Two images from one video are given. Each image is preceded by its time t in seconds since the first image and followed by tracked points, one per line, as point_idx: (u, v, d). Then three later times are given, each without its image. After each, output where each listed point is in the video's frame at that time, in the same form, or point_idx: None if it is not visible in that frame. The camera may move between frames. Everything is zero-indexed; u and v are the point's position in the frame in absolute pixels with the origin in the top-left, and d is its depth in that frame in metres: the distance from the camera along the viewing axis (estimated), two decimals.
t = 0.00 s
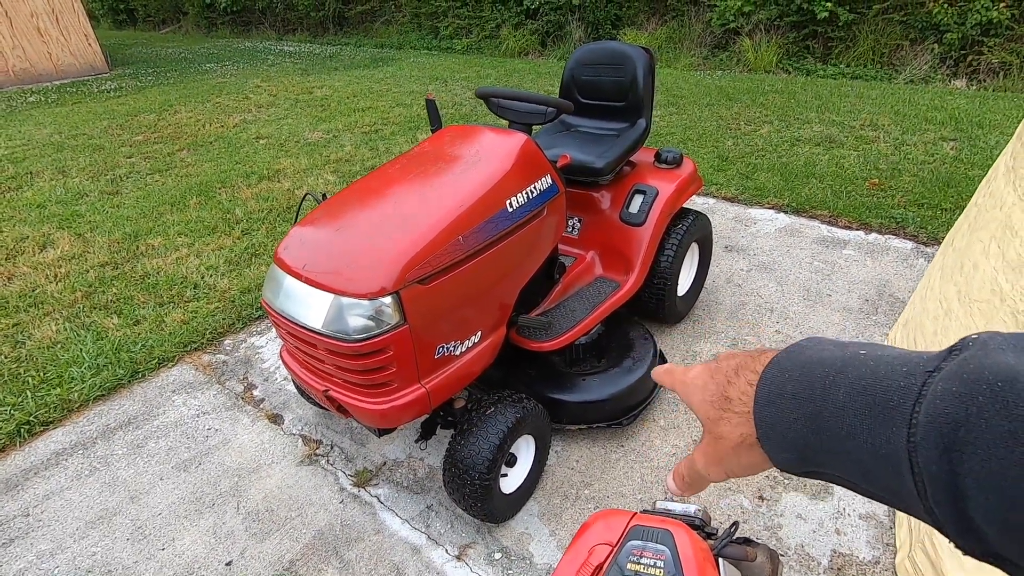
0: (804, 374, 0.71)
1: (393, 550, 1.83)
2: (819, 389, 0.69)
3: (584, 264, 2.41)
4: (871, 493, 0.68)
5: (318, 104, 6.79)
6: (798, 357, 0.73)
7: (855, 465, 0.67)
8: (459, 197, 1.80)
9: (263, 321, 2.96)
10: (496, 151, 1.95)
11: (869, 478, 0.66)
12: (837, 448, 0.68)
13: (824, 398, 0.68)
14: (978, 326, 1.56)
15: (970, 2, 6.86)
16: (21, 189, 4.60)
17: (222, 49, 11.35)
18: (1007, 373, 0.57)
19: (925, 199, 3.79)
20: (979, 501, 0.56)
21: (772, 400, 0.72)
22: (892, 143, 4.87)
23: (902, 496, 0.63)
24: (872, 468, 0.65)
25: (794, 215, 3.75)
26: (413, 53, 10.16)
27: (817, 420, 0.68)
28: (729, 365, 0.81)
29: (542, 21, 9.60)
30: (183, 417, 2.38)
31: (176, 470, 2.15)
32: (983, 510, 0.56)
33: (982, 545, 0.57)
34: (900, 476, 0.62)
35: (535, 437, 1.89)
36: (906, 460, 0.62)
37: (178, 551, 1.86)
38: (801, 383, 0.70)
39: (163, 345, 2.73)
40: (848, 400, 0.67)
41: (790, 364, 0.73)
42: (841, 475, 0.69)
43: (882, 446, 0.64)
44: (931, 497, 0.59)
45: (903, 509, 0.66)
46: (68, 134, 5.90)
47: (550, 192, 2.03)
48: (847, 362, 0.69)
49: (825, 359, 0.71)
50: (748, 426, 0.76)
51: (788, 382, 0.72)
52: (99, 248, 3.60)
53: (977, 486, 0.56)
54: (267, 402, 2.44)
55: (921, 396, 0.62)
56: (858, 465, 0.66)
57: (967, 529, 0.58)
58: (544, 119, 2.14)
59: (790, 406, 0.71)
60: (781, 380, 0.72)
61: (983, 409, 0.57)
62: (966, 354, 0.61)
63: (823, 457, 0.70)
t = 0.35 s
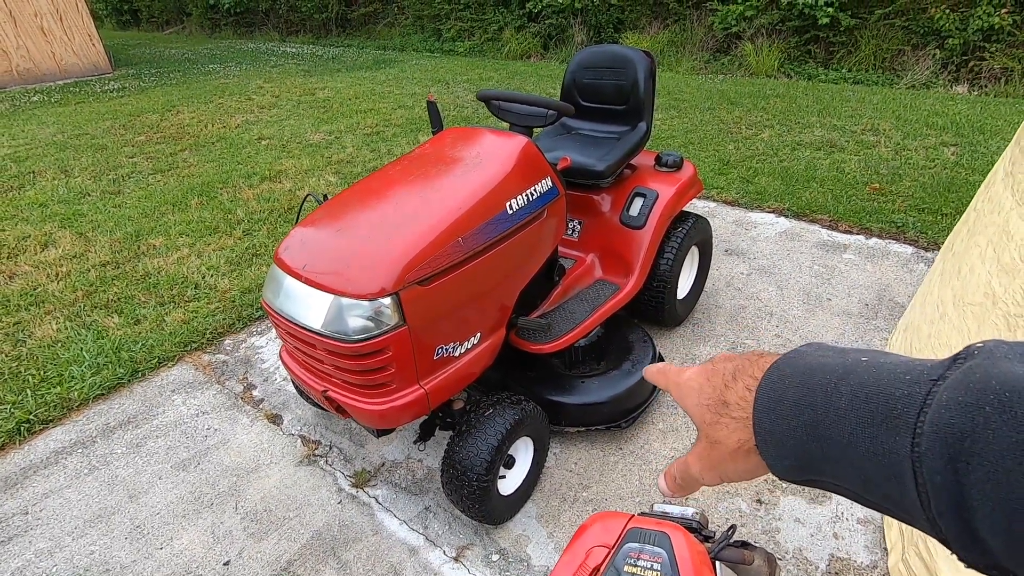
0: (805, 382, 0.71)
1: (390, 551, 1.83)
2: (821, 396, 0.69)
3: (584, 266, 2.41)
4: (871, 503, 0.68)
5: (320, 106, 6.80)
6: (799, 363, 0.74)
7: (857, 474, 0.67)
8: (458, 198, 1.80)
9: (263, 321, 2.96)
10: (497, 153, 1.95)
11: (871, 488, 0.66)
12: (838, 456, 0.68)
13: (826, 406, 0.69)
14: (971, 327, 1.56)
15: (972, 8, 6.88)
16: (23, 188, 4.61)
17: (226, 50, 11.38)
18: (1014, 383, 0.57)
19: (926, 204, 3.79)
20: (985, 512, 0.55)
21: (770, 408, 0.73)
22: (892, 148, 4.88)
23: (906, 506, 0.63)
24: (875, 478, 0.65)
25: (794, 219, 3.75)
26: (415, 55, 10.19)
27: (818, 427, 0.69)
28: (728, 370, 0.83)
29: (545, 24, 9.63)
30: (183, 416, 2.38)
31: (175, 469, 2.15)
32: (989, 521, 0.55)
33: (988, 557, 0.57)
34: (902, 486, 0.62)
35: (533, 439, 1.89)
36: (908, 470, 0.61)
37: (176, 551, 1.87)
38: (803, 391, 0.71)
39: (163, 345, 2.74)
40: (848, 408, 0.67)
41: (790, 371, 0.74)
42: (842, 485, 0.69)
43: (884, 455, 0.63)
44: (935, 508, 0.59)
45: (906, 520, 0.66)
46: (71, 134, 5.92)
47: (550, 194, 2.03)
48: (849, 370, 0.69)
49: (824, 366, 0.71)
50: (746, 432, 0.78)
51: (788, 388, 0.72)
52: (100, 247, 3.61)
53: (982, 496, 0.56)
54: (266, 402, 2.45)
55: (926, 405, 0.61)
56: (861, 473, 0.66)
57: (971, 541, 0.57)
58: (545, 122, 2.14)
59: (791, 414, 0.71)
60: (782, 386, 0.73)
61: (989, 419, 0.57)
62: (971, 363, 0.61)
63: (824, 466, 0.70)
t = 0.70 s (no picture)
0: (810, 395, 0.67)
1: (390, 551, 1.83)
2: (828, 409, 0.65)
3: (585, 268, 2.42)
4: (880, 520, 0.64)
5: (322, 106, 6.82)
6: (805, 374, 0.69)
7: (864, 490, 0.63)
8: (459, 199, 1.80)
9: (263, 321, 2.96)
10: (498, 155, 1.96)
11: (879, 505, 0.62)
12: (847, 471, 0.64)
13: (832, 421, 0.65)
14: (970, 331, 1.57)
15: (973, 12, 6.89)
16: (24, 187, 4.62)
17: (228, 50, 11.41)
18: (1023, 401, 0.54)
19: (926, 207, 3.80)
20: (993, 531, 0.52)
21: (773, 423, 0.68)
22: (893, 151, 4.89)
23: (914, 524, 0.60)
24: (881, 494, 0.62)
25: (795, 222, 3.76)
26: (417, 56, 10.22)
27: (824, 444, 0.65)
28: (730, 356, 0.76)
29: (546, 25, 9.66)
30: (183, 416, 2.38)
31: (175, 469, 2.15)
32: (998, 542, 0.52)
33: None
34: (909, 503, 0.59)
35: (533, 441, 1.89)
36: (916, 487, 0.58)
37: (176, 550, 1.87)
38: (809, 404, 0.66)
39: (163, 344, 2.74)
40: (855, 424, 0.63)
41: (795, 383, 0.69)
42: (851, 501, 0.66)
43: (893, 472, 0.60)
44: (943, 527, 0.56)
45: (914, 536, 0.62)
46: (73, 133, 5.94)
47: (551, 196, 2.03)
48: (856, 383, 0.65)
49: (830, 378, 0.67)
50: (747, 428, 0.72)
51: (794, 400, 0.68)
52: (101, 247, 3.61)
53: (991, 516, 0.52)
54: (267, 402, 2.45)
55: (933, 422, 0.58)
56: (868, 489, 0.63)
57: (980, 561, 0.54)
58: (547, 123, 2.14)
59: (797, 428, 0.67)
60: (786, 399, 0.68)
61: (997, 438, 0.54)
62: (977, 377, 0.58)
63: (831, 481, 0.66)
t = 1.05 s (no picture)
0: (799, 387, 0.72)
1: (390, 552, 1.83)
2: (813, 401, 0.70)
3: (585, 269, 2.42)
4: (866, 510, 0.68)
5: (322, 107, 6.81)
6: (793, 368, 0.75)
7: (850, 481, 0.67)
8: (459, 200, 1.80)
9: (264, 322, 2.96)
10: (497, 155, 1.95)
11: (863, 495, 0.66)
12: (832, 463, 0.68)
13: (820, 412, 0.69)
14: (969, 331, 1.57)
15: (973, 12, 6.90)
16: (24, 187, 4.61)
17: (228, 51, 11.39)
18: (1008, 391, 0.56)
19: (926, 208, 3.80)
20: (977, 520, 0.54)
21: (762, 415, 0.74)
22: (893, 152, 4.89)
23: (899, 514, 0.63)
24: (866, 484, 0.65)
25: (795, 223, 3.76)
26: (417, 57, 10.21)
27: (810, 434, 0.69)
28: (723, 378, 0.85)
29: (546, 26, 9.66)
30: (182, 417, 2.38)
31: (175, 469, 2.15)
32: (982, 530, 0.54)
33: (982, 567, 0.56)
34: (893, 493, 0.62)
35: (532, 441, 1.89)
36: (902, 477, 0.61)
37: (175, 551, 1.86)
38: (796, 396, 0.71)
39: (163, 345, 2.74)
40: (841, 415, 0.67)
41: (783, 377, 0.74)
42: (838, 492, 0.69)
43: (877, 461, 0.63)
44: (927, 517, 0.58)
45: (900, 527, 0.65)
46: (72, 134, 5.93)
47: (551, 196, 2.03)
48: (843, 375, 0.70)
49: (819, 372, 0.72)
50: (738, 436, 0.79)
51: (783, 393, 0.73)
52: (101, 247, 3.61)
53: (975, 506, 0.54)
54: (267, 403, 2.45)
55: (920, 413, 0.61)
56: (853, 479, 0.66)
57: (965, 550, 0.56)
58: (546, 124, 2.15)
59: (784, 420, 0.72)
60: (774, 393, 0.74)
61: (983, 426, 0.56)
62: (966, 369, 0.60)
63: (817, 471, 0.70)
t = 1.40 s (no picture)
0: (812, 391, 0.72)
1: (390, 552, 1.83)
2: (827, 405, 0.70)
3: (585, 269, 2.42)
4: (878, 515, 0.68)
5: (322, 107, 6.81)
6: (805, 371, 0.75)
7: (864, 486, 0.67)
8: (460, 200, 1.80)
9: (264, 322, 2.96)
10: (498, 155, 1.95)
11: (877, 499, 0.66)
12: (845, 467, 0.68)
13: (834, 416, 0.69)
14: (971, 330, 1.57)
15: (973, 13, 6.90)
16: (24, 187, 4.61)
17: (228, 51, 11.39)
18: None
19: (927, 209, 3.80)
20: (997, 525, 0.54)
21: (772, 418, 0.74)
22: (893, 152, 4.89)
23: (913, 518, 0.63)
24: (881, 489, 0.65)
25: (795, 223, 3.76)
26: (417, 57, 10.21)
27: (823, 439, 0.69)
28: (732, 381, 0.85)
29: (546, 27, 9.66)
30: (182, 416, 2.38)
31: (175, 469, 2.15)
32: (1000, 534, 0.53)
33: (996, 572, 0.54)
34: (908, 498, 0.62)
35: (533, 441, 1.88)
36: (917, 481, 0.61)
37: (175, 551, 1.86)
38: (810, 399, 0.72)
39: (164, 345, 2.74)
40: (855, 419, 0.67)
41: (796, 380, 0.74)
42: (849, 497, 0.70)
43: (893, 466, 0.63)
44: (944, 522, 0.58)
45: (914, 532, 0.65)
46: (72, 134, 5.93)
47: (552, 196, 2.03)
48: (856, 380, 0.70)
49: (831, 376, 0.72)
50: (750, 440, 0.79)
51: (795, 398, 0.73)
52: (101, 247, 3.61)
53: (993, 511, 0.54)
54: (267, 402, 2.44)
55: (936, 417, 0.61)
56: (867, 484, 0.66)
57: (983, 557, 0.55)
58: (547, 124, 2.15)
59: (796, 424, 0.72)
60: (786, 397, 0.74)
61: (1002, 430, 0.56)
62: (983, 374, 0.60)
63: (829, 475, 0.70)
